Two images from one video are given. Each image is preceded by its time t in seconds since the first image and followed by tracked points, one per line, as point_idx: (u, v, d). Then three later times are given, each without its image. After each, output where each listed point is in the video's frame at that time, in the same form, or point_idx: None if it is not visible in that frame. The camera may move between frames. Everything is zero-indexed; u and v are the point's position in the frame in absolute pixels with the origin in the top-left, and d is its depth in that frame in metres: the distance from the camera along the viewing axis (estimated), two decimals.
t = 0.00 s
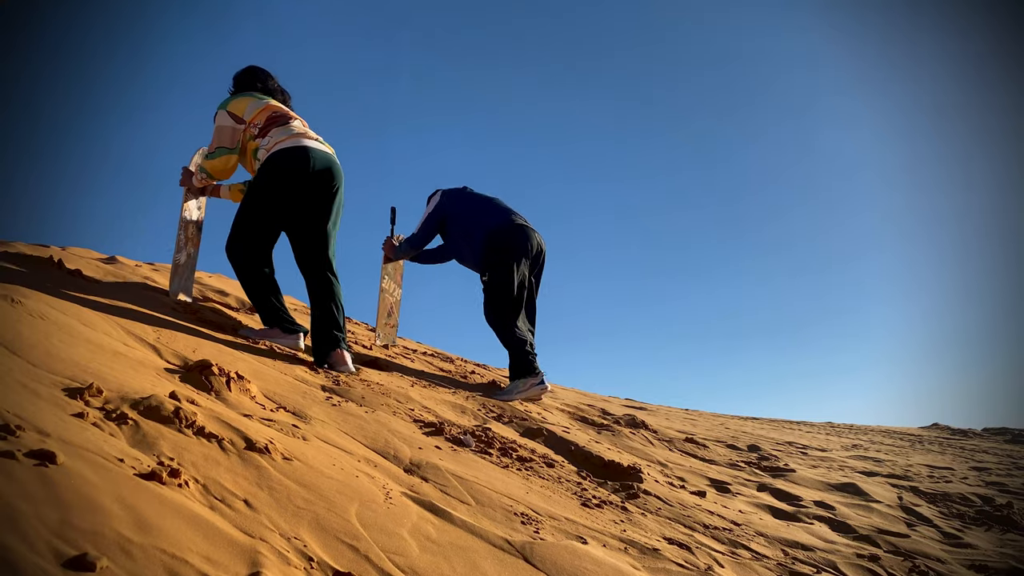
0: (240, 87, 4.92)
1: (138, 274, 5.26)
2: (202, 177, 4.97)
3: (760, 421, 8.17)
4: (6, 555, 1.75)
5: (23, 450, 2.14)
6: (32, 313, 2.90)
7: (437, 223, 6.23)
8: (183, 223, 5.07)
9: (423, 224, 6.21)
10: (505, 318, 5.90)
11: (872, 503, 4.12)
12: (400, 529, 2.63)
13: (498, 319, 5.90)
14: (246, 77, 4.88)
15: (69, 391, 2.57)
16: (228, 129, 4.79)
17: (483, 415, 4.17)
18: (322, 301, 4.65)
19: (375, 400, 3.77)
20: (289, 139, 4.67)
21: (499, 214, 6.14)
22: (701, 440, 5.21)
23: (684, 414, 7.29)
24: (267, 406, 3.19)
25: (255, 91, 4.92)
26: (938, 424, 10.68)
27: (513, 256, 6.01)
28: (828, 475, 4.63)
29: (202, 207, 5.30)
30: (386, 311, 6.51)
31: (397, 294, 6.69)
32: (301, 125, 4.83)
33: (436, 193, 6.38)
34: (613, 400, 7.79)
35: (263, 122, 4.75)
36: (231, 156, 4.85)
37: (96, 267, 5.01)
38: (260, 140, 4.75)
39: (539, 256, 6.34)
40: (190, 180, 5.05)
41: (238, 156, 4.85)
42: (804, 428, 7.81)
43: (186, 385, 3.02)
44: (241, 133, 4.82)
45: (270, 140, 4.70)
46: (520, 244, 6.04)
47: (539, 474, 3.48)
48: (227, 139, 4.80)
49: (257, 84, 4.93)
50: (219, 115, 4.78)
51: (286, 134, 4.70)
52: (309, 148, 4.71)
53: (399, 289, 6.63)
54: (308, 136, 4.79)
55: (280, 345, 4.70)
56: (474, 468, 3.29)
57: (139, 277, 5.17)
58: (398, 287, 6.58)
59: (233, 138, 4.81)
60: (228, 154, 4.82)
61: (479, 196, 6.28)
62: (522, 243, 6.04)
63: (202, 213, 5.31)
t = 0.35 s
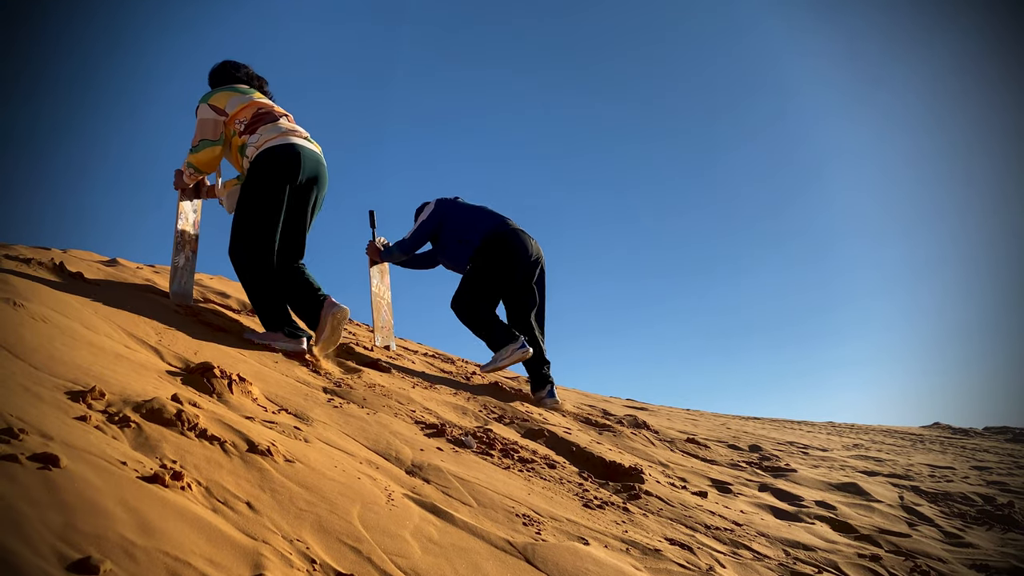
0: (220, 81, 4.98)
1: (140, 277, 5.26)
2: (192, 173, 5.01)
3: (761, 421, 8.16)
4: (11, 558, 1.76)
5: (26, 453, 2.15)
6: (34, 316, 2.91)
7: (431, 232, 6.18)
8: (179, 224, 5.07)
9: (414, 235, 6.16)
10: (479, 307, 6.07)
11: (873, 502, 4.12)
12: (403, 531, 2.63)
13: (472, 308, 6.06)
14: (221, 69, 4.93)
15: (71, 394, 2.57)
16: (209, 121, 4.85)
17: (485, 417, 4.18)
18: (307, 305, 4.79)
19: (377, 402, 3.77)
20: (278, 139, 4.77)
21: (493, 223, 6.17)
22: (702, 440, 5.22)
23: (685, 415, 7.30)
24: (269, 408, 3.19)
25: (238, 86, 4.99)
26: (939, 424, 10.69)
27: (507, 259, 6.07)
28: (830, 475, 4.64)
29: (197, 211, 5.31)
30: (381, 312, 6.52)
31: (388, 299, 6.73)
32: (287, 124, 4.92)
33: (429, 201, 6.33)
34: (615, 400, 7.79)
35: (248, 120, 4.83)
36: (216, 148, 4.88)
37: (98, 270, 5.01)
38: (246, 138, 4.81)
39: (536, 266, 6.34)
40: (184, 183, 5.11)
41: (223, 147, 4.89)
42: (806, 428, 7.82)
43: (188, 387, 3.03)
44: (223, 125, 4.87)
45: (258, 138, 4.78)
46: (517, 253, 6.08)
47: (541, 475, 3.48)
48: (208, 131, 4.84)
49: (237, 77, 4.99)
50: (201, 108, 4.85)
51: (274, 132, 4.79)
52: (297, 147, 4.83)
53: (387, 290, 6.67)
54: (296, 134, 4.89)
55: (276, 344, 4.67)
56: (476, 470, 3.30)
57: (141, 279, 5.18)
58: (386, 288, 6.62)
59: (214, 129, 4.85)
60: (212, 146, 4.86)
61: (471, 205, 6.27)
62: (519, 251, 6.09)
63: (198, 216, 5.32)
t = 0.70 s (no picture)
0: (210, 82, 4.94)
1: (143, 278, 5.27)
2: (196, 176, 5.05)
3: (764, 421, 8.15)
4: (16, 560, 1.76)
5: (31, 456, 2.15)
6: (38, 318, 2.91)
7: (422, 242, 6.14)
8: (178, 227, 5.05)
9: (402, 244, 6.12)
10: (465, 315, 6.35)
11: (877, 502, 4.12)
12: (406, 532, 2.63)
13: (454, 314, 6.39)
14: (211, 72, 4.89)
15: (75, 397, 2.57)
16: (203, 123, 4.85)
17: (487, 417, 4.18)
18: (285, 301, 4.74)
19: (379, 403, 3.77)
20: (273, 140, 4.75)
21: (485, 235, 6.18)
22: (705, 440, 5.22)
23: (688, 414, 7.30)
24: (273, 409, 3.19)
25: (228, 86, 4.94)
26: (942, 423, 10.68)
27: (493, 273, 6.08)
28: (833, 475, 4.63)
29: (197, 213, 5.31)
30: (381, 315, 6.53)
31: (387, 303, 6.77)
32: (277, 122, 4.90)
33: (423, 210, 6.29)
34: (617, 400, 7.79)
35: (239, 119, 4.78)
36: (217, 148, 4.93)
37: (102, 272, 5.02)
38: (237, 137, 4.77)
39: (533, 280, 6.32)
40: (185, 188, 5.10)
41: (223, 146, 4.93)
42: (808, 427, 7.82)
43: (191, 389, 3.03)
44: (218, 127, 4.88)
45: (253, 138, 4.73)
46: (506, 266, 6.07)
47: (544, 476, 3.48)
48: (206, 132, 4.87)
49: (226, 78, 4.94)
50: (193, 110, 4.82)
51: (267, 132, 4.76)
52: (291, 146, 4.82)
53: (384, 290, 6.71)
54: (288, 133, 4.87)
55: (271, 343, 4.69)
56: (479, 470, 3.30)
57: (144, 281, 5.19)
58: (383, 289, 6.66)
59: (209, 129, 4.87)
60: (214, 146, 4.91)
61: (465, 215, 6.28)
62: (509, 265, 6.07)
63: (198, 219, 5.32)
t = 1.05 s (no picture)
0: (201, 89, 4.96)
1: (147, 282, 5.28)
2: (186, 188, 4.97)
3: (768, 420, 8.14)
4: (25, 564, 1.77)
5: (39, 461, 2.16)
6: (45, 323, 2.92)
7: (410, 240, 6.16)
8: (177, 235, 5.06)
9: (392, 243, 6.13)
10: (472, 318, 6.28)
11: (883, 501, 4.11)
12: (412, 534, 2.64)
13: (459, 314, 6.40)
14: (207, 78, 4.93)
15: (82, 401, 2.58)
16: (188, 133, 4.88)
17: (492, 419, 4.18)
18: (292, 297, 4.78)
19: (384, 405, 3.78)
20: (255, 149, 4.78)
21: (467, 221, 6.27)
22: (710, 440, 5.21)
23: (692, 414, 7.30)
24: (278, 412, 3.20)
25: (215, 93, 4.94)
26: (949, 422, 10.63)
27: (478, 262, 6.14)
28: (838, 474, 4.63)
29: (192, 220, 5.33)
30: (384, 317, 6.53)
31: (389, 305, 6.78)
32: (259, 127, 4.89)
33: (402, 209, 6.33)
34: (622, 400, 7.79)
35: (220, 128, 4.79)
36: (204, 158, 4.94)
37: (106, 275, 5.03)
38: (219, 145, 4.78)
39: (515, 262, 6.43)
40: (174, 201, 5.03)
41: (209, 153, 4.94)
42: (813, 427, 7.82)
43: (197, 392, 3.04)
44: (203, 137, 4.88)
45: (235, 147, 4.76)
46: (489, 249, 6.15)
47: (550, 477, 3.48)
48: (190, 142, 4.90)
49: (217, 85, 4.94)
50: (179, 121, 4.88)
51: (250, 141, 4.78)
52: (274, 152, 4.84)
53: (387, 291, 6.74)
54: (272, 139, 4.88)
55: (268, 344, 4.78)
56: (485, 472, 3.30)
57: (148, 284, 5.20)
58: (385, 289, 6.68)
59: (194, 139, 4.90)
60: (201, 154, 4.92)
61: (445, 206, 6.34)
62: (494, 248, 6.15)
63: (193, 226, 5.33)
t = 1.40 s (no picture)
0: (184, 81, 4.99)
1: (153, 284, 5.29)
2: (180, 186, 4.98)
3: (774, 419, 8.12)
4: (36, 567, 1.77)
5: (48, 464, 2.16)
6: (53, 326, 2.93)
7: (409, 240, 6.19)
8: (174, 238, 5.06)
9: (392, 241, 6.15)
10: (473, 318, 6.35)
11: (891, 500, 4.10)
12: (421, 535, 2.63)
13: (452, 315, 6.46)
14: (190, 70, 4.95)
15: (90, 404, 2.58)
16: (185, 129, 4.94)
17: (499, 419, 4.18)
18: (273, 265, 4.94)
19: (391, 406, 3.78)
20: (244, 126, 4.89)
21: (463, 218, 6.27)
22: (717, 440, 5.20)
23: (699, 414, 7.29)
24: (286, 414, 3.20)
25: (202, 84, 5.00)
26: (955, 418, 10.62)
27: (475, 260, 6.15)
28: (846, 473, 4.62)
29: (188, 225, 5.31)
30: (388, 320, 6.53)
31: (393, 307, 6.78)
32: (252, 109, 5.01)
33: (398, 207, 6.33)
34: (628, 400, 7.78)
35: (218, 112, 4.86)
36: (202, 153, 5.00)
37: (113, 279, 5.04)
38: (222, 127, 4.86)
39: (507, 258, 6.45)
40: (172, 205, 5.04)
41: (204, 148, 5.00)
42: (820, 426, 7.79)
43: (205, 395, 3.04)
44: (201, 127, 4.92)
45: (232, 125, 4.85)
46: (485, 247, 6.14)
47: (557, 478, 3.48)
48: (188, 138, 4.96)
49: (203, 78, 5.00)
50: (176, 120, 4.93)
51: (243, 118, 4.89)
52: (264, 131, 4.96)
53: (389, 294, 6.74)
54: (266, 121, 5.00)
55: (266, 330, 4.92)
56: (492, 473, 3.30)
57: (155, 287, 5.21)
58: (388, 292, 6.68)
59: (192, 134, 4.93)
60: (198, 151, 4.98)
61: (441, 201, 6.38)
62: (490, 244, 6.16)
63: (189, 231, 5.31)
